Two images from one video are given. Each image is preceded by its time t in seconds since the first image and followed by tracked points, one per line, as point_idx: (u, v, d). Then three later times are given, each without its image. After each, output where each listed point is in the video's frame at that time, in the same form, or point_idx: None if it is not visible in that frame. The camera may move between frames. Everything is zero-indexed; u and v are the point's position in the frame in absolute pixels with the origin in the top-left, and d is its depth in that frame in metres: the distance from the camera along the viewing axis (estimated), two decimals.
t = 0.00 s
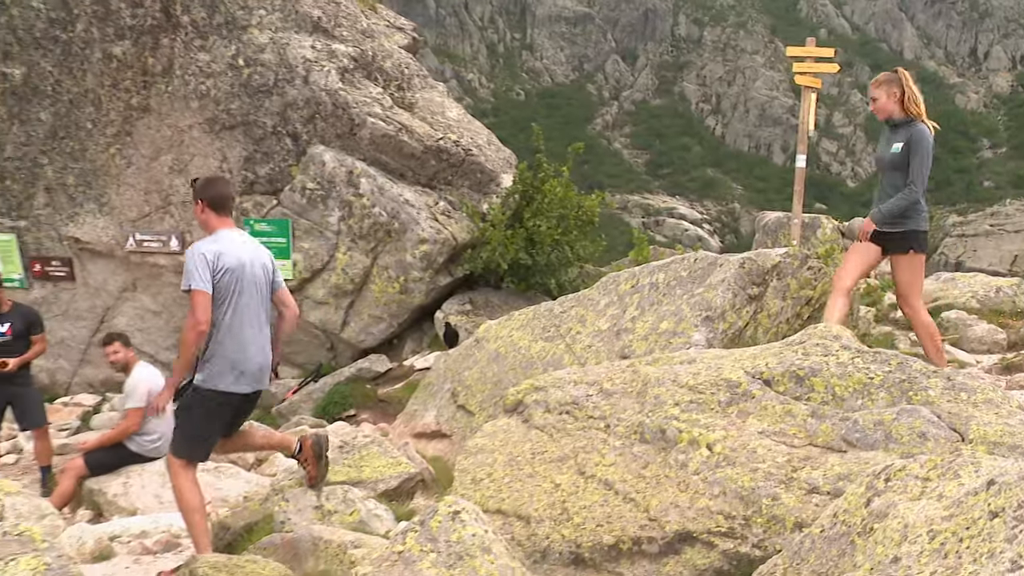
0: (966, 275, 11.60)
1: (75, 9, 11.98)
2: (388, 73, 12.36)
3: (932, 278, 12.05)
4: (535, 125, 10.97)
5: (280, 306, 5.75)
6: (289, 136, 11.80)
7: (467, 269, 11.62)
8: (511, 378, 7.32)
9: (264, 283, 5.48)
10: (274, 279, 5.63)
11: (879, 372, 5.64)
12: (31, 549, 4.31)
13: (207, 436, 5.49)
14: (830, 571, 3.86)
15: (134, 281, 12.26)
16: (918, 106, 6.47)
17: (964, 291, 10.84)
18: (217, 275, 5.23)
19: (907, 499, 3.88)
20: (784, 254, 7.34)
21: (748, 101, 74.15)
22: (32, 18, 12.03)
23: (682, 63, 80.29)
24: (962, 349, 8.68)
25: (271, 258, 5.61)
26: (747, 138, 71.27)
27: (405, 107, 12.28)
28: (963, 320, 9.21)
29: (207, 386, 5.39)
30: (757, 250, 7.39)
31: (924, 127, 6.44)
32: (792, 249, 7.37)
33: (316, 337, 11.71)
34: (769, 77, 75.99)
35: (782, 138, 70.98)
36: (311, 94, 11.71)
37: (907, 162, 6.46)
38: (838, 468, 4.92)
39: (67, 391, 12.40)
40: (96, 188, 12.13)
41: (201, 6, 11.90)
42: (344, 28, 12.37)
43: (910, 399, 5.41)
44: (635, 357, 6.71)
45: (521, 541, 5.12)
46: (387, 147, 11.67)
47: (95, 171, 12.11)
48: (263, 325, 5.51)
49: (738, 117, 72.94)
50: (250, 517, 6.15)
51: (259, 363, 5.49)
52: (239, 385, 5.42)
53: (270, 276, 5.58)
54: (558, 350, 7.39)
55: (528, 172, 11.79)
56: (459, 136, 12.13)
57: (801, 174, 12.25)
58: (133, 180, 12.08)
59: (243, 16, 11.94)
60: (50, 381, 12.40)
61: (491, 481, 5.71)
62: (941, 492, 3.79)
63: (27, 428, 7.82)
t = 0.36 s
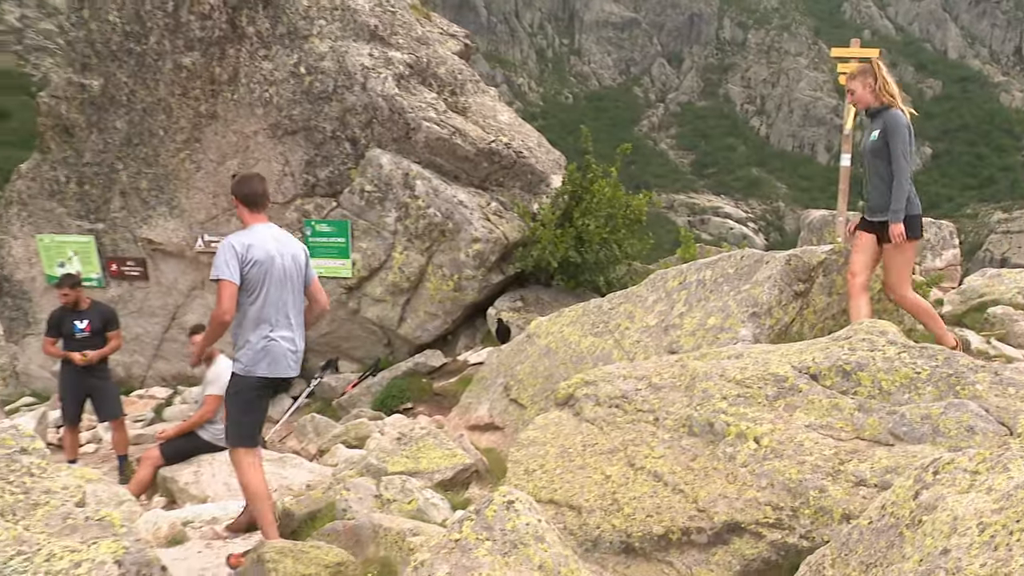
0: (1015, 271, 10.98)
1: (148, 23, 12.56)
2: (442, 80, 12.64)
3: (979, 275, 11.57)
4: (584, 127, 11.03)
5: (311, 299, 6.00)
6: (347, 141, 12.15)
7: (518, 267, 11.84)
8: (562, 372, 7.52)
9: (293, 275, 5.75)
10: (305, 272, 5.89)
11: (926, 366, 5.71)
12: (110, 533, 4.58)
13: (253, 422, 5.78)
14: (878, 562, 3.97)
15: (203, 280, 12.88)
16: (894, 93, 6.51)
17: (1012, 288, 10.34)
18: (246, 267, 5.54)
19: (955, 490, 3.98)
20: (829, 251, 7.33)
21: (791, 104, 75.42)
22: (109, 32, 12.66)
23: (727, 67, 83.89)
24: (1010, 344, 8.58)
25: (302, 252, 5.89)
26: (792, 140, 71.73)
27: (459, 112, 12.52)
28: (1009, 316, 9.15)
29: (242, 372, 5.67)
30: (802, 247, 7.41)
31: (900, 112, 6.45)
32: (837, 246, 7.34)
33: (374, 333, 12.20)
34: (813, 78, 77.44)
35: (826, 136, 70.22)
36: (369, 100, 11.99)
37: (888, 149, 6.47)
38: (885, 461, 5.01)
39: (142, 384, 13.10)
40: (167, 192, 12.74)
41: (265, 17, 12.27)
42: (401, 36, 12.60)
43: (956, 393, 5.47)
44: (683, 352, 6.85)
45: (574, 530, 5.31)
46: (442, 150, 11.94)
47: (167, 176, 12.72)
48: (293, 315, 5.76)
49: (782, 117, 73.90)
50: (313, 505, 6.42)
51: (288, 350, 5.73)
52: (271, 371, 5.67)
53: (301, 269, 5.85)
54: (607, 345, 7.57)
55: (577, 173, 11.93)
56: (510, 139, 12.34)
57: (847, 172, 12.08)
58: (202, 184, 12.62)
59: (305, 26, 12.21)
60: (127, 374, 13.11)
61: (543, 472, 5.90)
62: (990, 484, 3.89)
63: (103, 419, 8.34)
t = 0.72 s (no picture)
0: None
1: (208, 34, 13.04)
2: (488, 85, 12.85)
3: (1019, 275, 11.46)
4: (625, 131, 11.29)
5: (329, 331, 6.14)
6: (396, 145, 12.44)
7: (561, 267, 12.07)
8: (603, 368, 7.70)
9: (315, 304, 5.89)
10: (327, 304, 6.04)
11: (966, 365, 5.77)
12: (173, 521, 4.89)
13: (262, 441, 5.78)
14: (917, 558, 4.03)
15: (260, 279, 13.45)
16: (907, 89, 6.68)
17: None
18: (275, 291, 5.68)
19: (995, 488, 4.03)
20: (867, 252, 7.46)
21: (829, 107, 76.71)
22: (172, 43, 13.18)
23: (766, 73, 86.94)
24: None
25: (326, 284, 6.06)
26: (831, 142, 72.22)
27: (504, 116, 12.75)
28: None
29: (258, 393, 5.73)
30: (840, 248, 7.49)
31: (915, 104, 6.60)
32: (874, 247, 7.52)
33: (422, 330, 12.83)
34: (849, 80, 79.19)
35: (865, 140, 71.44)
36: (417, 105, 12.27)
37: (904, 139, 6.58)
38: (924, 458, 5.08)
39: (202, 378, 13.85)
40: (224, 196, 13.25)
41: (319, 27, 12.68)
42: (448, 44, 12.91)
43: (996, 392, 5.53)
44: (723, 351, 6.96)
45: (615, 523, 5.52)
46: (487, 154, 12.18)
47: (225, 180, 13.20)
48: (311, 342, 5.87)
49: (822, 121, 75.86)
50: (362, 497, 6.60)
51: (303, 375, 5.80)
52: (285, 393, 5.73)
53: (324, 300, 6.01)
54: (647, 344, 7.72)
55: (618, 175, 12.11)
56: (554, 142, 12.50)
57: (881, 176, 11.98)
58: (258, 187, 13.06)
59: (357, 35, 12.57)
60: (187, 368, 13.86)
61: (586, 466, 6.10)
62: None
63: (165, 411, 8.79)
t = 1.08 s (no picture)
0: None
1: (252, 37, 13.44)
2: (522, 87, 13.00)
3: None
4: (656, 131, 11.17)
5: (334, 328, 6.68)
6: (432, 145, 12.66)
7: (591, 265, 12.17)
8: (633, 364, 7.84)
9: (315, 303, 6.46)
10: (330, 303, 6.58)
11: (995, 363, 5.83)
12: (217, 508, 4.97)
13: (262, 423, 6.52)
14: (943, 554, 3.97)
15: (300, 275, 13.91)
16: (911, 92, 6.70)
17: None
18: (275, 290, 6.32)
19: None
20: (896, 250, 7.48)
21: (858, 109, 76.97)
22: (218, 47, 13.68)
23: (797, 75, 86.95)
24: None
25: (331, 284, 6.60)
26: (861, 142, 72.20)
27: (538, 117, 12.90)
28: None
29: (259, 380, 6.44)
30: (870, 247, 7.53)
31: (916, 108, 6.64)
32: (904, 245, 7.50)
33: (456, 325, 13.17)
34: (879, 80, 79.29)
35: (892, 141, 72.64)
36: (452, 106, 12.43)
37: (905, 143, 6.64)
38: (952, 455, 5.12)
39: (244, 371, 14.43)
40: (267, 194, 13.79)
41: (359, 30, 12.88)
42: (484, 46, 12.96)
43: None
44: (752, 347, 7.08)
45: (644, 516, 5.63)
46: (521, 154, 12.33)
47: (267, 179, 13.73)
48: (310, 337, 6.46)
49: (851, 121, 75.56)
50: (398, 488, 6.76)
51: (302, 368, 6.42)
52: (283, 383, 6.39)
53: (327, 299, 6.55)
54: (677, 340, 7.85)
55: (649, 174, 12.12)
56: (586, 142, 12.61)
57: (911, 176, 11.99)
58: (299, 185, 13.54)
59: (395, 38, 12.77)
60: (229, 361, 14.43)
61: (615, 460, 6.20)
62: None
63: (209, 403, 9.03)
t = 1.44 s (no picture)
0: None
1: (275, 46, 13.96)
2: (537, 94, 13.12)
3: None
4: (668, 136, 11.28)
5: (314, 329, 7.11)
6: (449, 151, 12.85)
7: (605, 268, 12.29)
8: (645, 365, 7.99)
9: (289, 309, 6.90)
10: (305, 306, 7.02)
11: (1004, 364, 5.91)
12: (240, 505, 4.91)
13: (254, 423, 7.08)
14: (952, 552, 3.89)
15: (320, 277, 14.21)
16: (867, 109, 6.78)
17: None
18: (248, 302, 6.85)
19: None
20: (907, 252, 7.57)
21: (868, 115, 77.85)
22: (241, 56, 14.31)
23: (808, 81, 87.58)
24: None
25: (303, 289, 7.02)
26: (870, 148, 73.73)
27: (552, 123, 13.04)
28: None
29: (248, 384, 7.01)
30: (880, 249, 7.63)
31: (871, 125, 6.71)
32: (914, 248, 7.59)
33: (472, 327, 13.33)
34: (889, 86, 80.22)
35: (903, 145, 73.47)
36: (469, 113, 12.61)
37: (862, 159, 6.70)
38: (961, 455, 5.20)
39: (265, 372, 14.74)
40: (289, 199, 14.10)
41: (377, 39, 13.21)
42: (499, 53, 13.07)
43: None
44: (765, 348, 7.18)
45: (657, 514, 5.69)
46: (536, 159, 12.47)
47: (289, 184, 14.06)
48: (289, 340, 6.91)
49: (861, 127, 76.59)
50: (415, 486, 6.90)
51: (284, 370, 6.91)
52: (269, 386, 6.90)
53: (301, 303, 6.99)
54: (689, 341, 7.98)
55: (662, 179, 12.30)
56: (600, 147, 12.74)
57: (920, 179, 12.06)
58: (320, 191, 13.82)
59: (413, 47, 13.04)
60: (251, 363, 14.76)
61: (628, 459, 6.28)
62: None
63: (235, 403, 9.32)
